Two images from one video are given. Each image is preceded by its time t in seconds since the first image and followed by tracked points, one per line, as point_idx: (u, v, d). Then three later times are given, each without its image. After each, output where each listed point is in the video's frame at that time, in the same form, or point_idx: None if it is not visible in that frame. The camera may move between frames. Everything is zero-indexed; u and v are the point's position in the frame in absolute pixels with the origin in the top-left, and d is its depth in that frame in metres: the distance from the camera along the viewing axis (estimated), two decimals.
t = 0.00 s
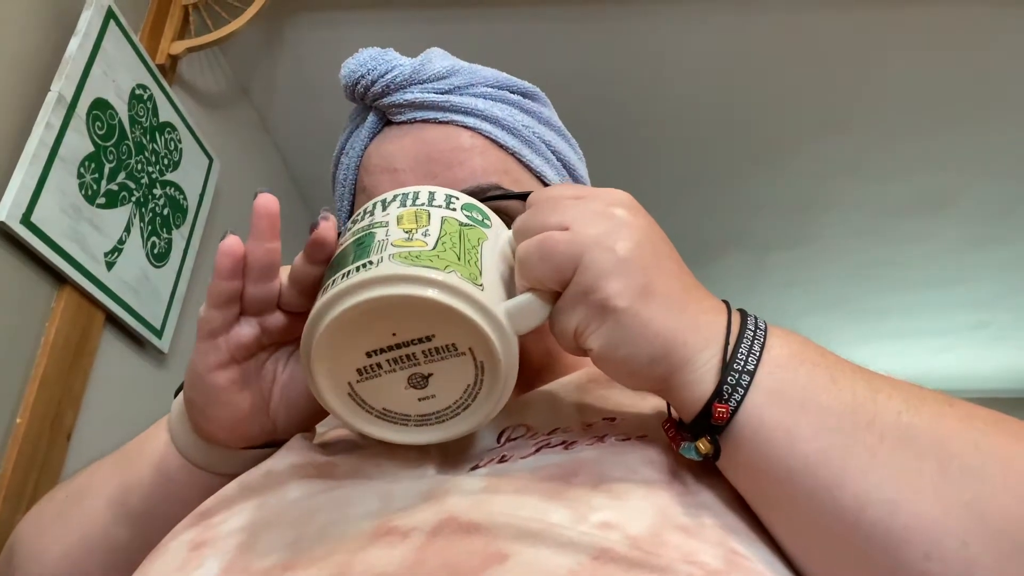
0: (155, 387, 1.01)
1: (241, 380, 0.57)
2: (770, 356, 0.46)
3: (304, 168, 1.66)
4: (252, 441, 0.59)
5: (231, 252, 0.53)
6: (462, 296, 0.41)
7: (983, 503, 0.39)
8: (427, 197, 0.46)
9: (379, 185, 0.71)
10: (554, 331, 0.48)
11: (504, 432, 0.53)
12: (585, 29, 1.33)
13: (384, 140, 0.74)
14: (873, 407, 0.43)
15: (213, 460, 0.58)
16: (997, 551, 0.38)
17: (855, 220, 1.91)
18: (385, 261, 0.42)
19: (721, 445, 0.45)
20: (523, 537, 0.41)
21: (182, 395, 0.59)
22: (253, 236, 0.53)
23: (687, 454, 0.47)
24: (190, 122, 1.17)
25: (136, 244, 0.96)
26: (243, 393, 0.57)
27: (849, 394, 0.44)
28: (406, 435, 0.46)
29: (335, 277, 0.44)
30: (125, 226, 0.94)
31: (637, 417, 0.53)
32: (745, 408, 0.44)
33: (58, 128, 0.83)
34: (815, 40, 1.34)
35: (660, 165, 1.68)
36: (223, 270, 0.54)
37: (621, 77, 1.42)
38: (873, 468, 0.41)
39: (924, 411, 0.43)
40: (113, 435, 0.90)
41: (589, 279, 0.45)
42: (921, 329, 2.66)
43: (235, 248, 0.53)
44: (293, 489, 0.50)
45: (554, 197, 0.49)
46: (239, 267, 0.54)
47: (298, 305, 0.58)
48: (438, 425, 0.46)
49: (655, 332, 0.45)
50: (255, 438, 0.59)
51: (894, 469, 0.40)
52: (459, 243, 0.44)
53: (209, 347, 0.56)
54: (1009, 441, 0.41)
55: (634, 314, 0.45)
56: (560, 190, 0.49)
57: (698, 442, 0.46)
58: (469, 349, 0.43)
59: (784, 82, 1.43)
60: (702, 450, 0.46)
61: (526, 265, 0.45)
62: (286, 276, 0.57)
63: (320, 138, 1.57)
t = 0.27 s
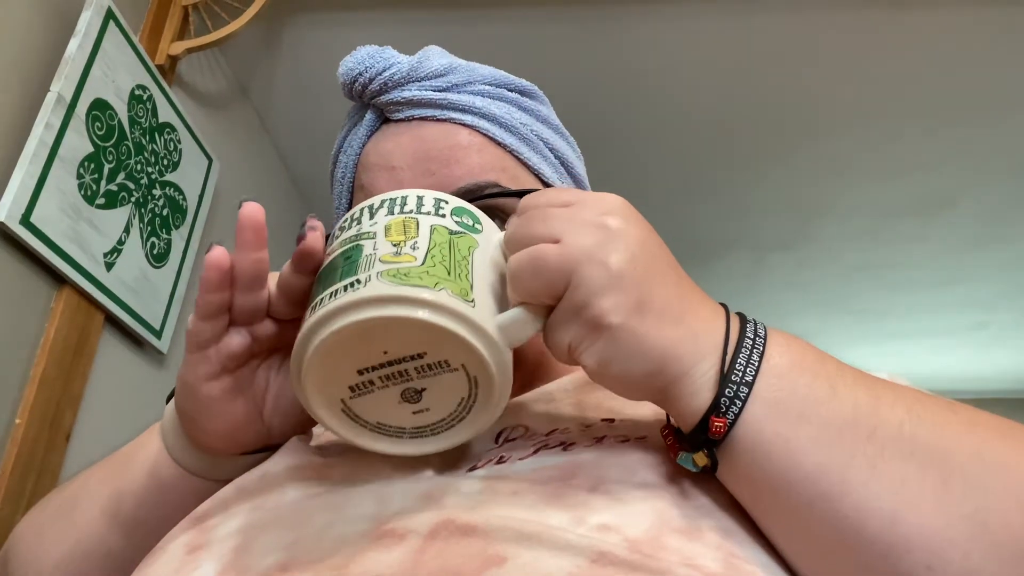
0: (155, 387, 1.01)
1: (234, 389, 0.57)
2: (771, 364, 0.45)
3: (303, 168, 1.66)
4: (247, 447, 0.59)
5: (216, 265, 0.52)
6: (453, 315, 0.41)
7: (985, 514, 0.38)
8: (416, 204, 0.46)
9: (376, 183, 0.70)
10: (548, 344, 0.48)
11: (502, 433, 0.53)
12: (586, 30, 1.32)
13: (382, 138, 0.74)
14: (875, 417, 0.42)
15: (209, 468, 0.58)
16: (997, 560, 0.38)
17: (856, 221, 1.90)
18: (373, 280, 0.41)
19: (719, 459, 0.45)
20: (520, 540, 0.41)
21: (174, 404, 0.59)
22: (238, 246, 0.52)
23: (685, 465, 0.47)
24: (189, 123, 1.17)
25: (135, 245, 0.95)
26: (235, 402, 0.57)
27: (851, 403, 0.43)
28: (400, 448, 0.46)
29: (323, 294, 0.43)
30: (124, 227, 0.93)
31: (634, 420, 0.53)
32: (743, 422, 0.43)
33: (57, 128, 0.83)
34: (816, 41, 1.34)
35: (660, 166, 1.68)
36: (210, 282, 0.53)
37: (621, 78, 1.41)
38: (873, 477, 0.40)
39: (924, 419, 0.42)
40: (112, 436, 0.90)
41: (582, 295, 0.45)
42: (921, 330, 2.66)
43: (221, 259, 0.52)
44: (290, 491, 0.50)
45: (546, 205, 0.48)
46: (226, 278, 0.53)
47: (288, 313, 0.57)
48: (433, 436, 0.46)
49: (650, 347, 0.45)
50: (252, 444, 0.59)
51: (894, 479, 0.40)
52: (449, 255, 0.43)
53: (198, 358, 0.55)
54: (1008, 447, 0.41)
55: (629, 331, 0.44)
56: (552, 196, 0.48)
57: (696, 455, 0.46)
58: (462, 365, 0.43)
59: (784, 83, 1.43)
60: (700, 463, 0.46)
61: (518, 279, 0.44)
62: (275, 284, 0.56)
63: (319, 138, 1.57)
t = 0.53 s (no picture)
0: (154, 387, 1.01)
1: (228, 397, 0.56)
2: (767, 375, 0.44)
3: (303, 169, 1.66)
4: (244, 450, 0.59)
5: (203, 278, 0.52)
6: (443, 340, 0.40)
7: (985, 521, 0.38)
8: (402, 213, 0.44)
9: (376, 184, 0.70)
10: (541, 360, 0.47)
11: (502, 434, 0.53)
12: (587, 31, 1.32)
13: (381, 138, 0.74)
14: (874, 425, 0.42)
15: (207, 472, 0.59)
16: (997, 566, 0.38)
17: (855, 222, 1.91)
18: (359, 307, 0.40)
19: (712, 473, 0.45)
20: (520, 542, 0.41)
21: (169, 412, 0.58)
22: (224, 259, 0.53)
23: (679, 475, 0.47)
24: (189, 124, 1.17)
25: (135, 246, 0.95)
26: (231, 409, 0.57)
27: (849, 411, 0.43)
28: (398, 457, 0.47)
29: (310, 317, 0.42)
30: (123, 228, 0.93)
31: (633, 424, 0.54)
32: (736, 438, 0.43)
33: (56, 129, 0.83)
34: (816, 42, 1.34)
35: (660, 167, 1.68)
36: (198, 295, 0.53)
37: (622, 78, 1.42)
38: (872, 484, 0.40)
39: (922, 424, 0.42)
40: (111, 437, 0.90)
41: (574, 316, 0.44)
42: (921, 331, 2.66)
43: (208, 272, 0.52)
44: (290, 493, 0.50)
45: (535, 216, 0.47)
46: (214, 291, 0.53)
47: (278, 322, 0.57)
48: (429, 446, 0.47)
49: (643, 366, 0.44)
50: (249, 447, 0.59)
51: (893, 486, 0.40)
52: (436, 271, 0.42)
53: (190, 369, 0.55)
54: (1006, 451, 0.41)
55: (621, 353, 0.44)
56: (542, 207, 0.47)
57: (690, 469, 0.45)
58: (455, 385, 0.42)
59: (784, 84, 1.43)
60: (694, 476, 0.46)
61: (507, 300, 0.43)
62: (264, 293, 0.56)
63: (319, 138, 1.57)
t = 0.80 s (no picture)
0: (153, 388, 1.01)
1: (223, 399, 0.56)
2: (761, 381, 0.43)
3: (302, 169, 1.66)
4: (242, 449, 0.59)
5: (191, 288, 0.52)
6: (432, 359, 0.40)
7: (980, 526, 0.38)
8: (388, 221, 0.45)
9: (373, 182, 0.70)
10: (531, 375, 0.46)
11: (503, 436, 0.53)
12: (586, 33, 1.32)
13: (380, 138, 0.74)
14: (870, 429, 0.42)
15: (206, 471, 0.59)
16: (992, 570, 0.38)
17: (854, 223, 1.91)
18: (346, 330, 0.40)
19: (702, 481, 0.45)
20: (518, 542, 0.41)
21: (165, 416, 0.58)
22: (213, 268, 0.52)
23: (671, 480, 0.46)
24: (188, 124, 1.17)
25: (134, 246, 0.96)
26: (227, 410, 0.57)
27: (844, 416, 0.42)
28: (396, 460, 0.48)
29: (300, 337, 0.43)
30: (123, 228, 0.93)
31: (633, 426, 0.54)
32: (728, 446, 0.43)
33: (56, 129, 0.83)
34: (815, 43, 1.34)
35: (659, 168, 1.68)
36: (186, 305, 0.52)
37: (621, 80, 1.42)
38: (868, 488, 0.40)
39: (917, 426, 0.42)
40: (110, 438, 0.90)
41: (562, 335, 0.42)
42: (920, 332, 2.66)
43: (196, 282, 0.52)
44: (290, 494, 0.50)
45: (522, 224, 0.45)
46: (203, 299, 0.53)
47: (268, 327, 0.57)
48: (424, 450, 0.47)
49: (637, 381, 0.43)
50: (247, 445, 0.59)
51: (889, 490, 0.40)
52: (424, 287, 0.42)
53: (183, 374, 0.54)
54: (999, 452, 0.41)
55: (612, 370, 0.43)
56: (530, 218, 0.45)
57: (680, 478, 0.45)
58: (447, 400, 0.42)
59: (784, 85, 1.43)
60: (684, 485, 0.45)
61: (495, 318, 0.42)
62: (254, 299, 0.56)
63: (319, 139, 1.57)
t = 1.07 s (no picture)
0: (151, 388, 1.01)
1: (214, 401, 0.57)
2: (751, 386, 0.43)
3: (302, 170, 1.66)
4: (236, 447, 0.60)
5: (178, 296, 0.51)
6: (418, 371, 0.40)
7: (974, 526, 0.38)
8: (373, 227, 0.45)
9: (368, 178, 0.70)
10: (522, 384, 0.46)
11: (501, 439, 0.53)
12: (586, 34, 1.33)
13: (378, 137, 0.74)
14: (862, 429, 0.41)
15: (201, 469, 0.59)
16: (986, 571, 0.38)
17: (853, 223, 1.91)
18: (331, 343, 0.41)
19: (692, 486, 0.45)
20: (515, 540, 0.41)
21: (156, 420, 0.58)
22: (199, 274, 0.51)
23: (661, 483, 0.46)
24: (187, 124, 1.17)
25: (133, 246, 0.96)
26: (219, 411, 0.57)
27: (835, 418, 0.42)
28: (390, 463, 0.48)
29: (287, 348, 0.43)
30: (122, 228, 0.94)
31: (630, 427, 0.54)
32: (717, 452, 0.43)
33: (55, 129, 0.83)
34: (815, 45, 1.34)
35: (658, 168, 1.68)
36: (173, 312, 0.51)
37: (621, 81, 1.42)
38: (860, 489, 0.40)
39: (909, 425, 0.42)
40: (109, 438, 0.90)
41: (550, 346, 0.43)
42: (920, 332, 2.66)
43: (183, 289, 0.51)
44: (288, 494, 0.50)
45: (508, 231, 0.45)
46: (190, 305, 0.52)
47: (256, 331, 0.56)
48: (417, 453, 0.48)
49: (625, 389, 0.43)
50: (241, 443, 0.60)
51: (882, 492, 0.40)
52: (410, 296, 0.43)
53: (173, 378, 0.55)
54: (991, 448, 0.40)
55: (600, 380, 0.43)
56: (517, 225, 0.45)
57: (671, 483, 0.45)
58: (435, 408, 0.42)
59: (783, 86, 1.44)
60: (674, 491, 0.45)
61: (482, 330, 0.42)
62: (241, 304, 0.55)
63: (318, 139, 1.57)
